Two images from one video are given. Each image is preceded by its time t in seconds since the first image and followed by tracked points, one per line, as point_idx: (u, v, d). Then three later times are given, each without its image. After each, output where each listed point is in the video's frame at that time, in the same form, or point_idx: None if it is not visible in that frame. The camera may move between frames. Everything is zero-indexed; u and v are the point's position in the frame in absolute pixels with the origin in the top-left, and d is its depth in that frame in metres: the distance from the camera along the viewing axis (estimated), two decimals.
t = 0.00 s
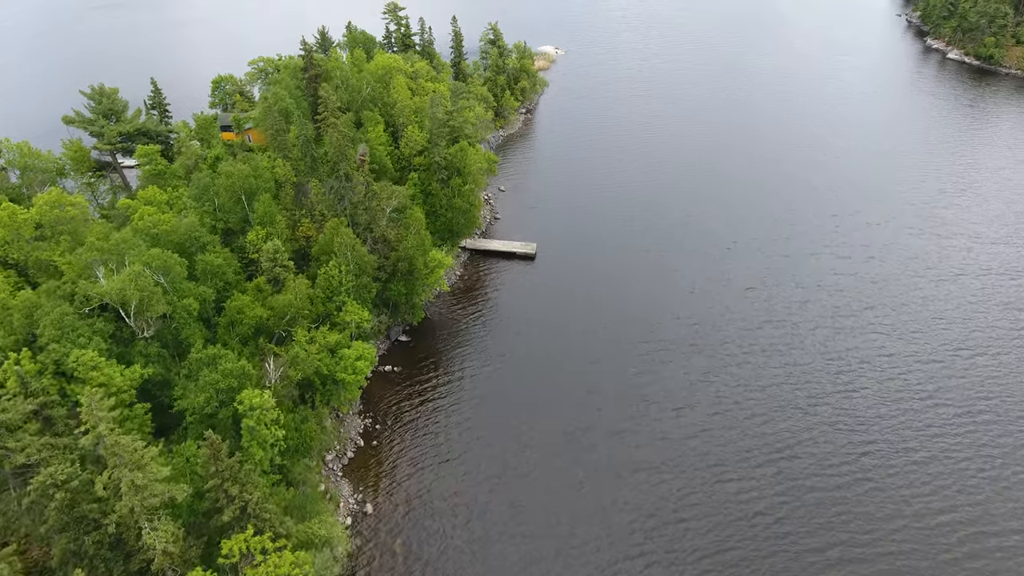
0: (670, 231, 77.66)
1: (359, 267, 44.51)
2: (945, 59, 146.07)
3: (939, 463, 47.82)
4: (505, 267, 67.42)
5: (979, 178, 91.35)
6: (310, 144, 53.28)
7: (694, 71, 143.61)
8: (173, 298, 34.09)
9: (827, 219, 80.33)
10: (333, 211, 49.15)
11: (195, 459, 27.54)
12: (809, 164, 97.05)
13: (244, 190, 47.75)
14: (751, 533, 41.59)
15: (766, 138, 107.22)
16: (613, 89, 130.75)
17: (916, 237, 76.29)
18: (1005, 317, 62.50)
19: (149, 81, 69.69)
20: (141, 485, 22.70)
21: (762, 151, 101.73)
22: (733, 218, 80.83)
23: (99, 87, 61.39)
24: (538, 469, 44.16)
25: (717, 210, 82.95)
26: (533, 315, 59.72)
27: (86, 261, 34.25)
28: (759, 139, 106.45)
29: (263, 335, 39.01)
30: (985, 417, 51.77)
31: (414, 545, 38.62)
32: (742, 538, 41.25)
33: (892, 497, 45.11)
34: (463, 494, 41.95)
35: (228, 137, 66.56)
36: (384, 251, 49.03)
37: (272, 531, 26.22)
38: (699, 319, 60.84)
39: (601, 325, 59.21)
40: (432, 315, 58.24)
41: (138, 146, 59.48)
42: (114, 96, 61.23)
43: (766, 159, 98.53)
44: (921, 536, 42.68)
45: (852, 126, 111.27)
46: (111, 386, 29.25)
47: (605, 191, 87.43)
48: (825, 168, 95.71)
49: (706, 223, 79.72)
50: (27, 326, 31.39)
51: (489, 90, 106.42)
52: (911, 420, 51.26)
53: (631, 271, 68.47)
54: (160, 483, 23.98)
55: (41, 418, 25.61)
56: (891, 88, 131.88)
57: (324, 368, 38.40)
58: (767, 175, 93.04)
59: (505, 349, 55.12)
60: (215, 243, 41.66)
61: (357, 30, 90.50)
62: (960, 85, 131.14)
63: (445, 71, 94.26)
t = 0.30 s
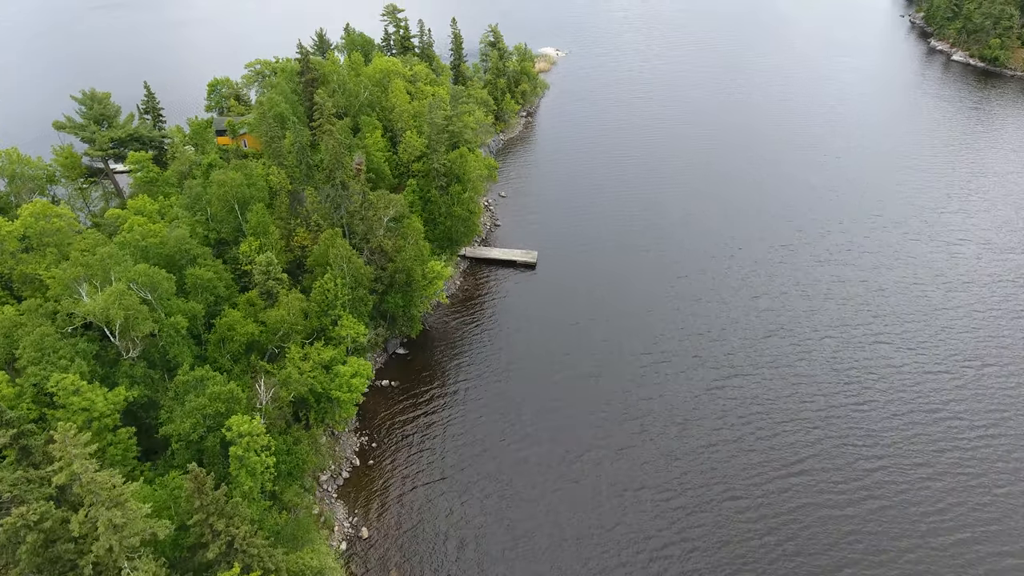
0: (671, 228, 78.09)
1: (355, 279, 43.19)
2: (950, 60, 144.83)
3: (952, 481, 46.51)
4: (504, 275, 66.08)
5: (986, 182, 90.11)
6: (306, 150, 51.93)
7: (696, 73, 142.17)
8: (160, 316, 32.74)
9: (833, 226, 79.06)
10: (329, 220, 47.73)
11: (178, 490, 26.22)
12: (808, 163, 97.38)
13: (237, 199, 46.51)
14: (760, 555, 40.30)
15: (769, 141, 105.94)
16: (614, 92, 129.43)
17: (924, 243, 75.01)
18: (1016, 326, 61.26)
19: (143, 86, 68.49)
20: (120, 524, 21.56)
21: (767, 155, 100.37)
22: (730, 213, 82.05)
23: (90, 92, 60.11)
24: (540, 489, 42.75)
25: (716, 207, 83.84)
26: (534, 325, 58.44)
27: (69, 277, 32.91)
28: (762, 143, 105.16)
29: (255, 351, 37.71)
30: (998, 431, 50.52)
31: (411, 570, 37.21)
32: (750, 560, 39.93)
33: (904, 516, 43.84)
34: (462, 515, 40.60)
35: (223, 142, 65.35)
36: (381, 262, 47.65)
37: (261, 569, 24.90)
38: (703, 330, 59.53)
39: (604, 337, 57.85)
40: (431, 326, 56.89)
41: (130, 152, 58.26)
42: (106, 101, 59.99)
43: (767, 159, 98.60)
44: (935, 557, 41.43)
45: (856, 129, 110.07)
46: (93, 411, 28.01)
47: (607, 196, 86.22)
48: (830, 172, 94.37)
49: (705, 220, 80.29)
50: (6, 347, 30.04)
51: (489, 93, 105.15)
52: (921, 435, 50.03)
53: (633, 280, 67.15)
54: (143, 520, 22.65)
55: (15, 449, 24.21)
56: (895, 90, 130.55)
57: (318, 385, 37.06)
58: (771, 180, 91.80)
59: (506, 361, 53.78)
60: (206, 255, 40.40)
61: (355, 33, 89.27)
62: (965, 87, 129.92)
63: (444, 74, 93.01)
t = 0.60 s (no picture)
0: (676, 228, 78.10)
1: (351, 292, 41.95)
2: (955, 62, 143.63)
3: (966, 499, 45.23)
4: (505, 285, 64.69)
5: (993, 186, 88.88)
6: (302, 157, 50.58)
7: (699, 74, 140.76)
8: (146, 335, 31.46)
9: (839, 232, 77.79)
10: (325, 229, 46.39)
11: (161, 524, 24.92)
12: (813, 166, 96.47)
13: (230, 209, 45.23)
14: None
15: (773, 145, 104.77)
16: (616, 94, 128.11)
17: (932, 250, 73.78)
18: None
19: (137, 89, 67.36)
20: (96, 566, 20.43)
21: (771, 159, 99.07)
22: (734, 212, 82.16)
23: (82, 96, 58.77)
24: (541, 509, 41.41)
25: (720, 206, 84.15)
26: (535, 336, 57.19)
27: (52, 295, 31.61)
28: (766, 147, 103.89)
29: (246, 369, 36.41)
30: (1011, 447, 49.32)
31: None
32: None
33: (916, 536, 42.57)
34: (460, 537, 39.25)
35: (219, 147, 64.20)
36: (378, 273, 46.29)
37: None
38: (709, 341, 58.22)
39: (607, 348, 56.52)
40: (430, 338, 55.51)
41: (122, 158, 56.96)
42: (98, 106, 58.67)
43: (771, 163, 97.36)
44: None
45: (861, 132, 108.91)
46: (73, 438, 26.70)
47: (609, 201, 85.01)
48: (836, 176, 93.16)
49: (709, 219, 80.58)
50: None
51: (489, 96, 103.78)
52: (933, 451, 48.81)
53: (637, 288, 65.83)
54: (119, 561, 21.37)
55: None
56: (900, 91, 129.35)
57: (311, 404, 35.75)
58: (774, 185, 90.75)
59: (506, 374, 52.46)
60: (197, 268, 39.21)
61: (354, 35, 88.00)
62: (970, 89, 128.75)
63: (444, 77, 91.80)
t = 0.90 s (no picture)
0: (675, 228, 78.99)
1: (347, 306, 40.62)
2: (960, 64, 142.34)
3: (981, 519, 43.86)
4: (505, 294, 63.31)
5: (1001, 191, 87.57)
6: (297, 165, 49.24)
7: (702, 75, 139.38)
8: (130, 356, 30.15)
9: (845, 238, 76.44)
10: (321, 239, 44.99)
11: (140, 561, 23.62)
12: (817, 170, 95.22)
13: (222, 219, 43.97)
14: None
15: (776, 148, 103.44)
16: (617, 96, 126.76)
17: (941, 257, 72.44)
18: None
19: (130, 93, 66.16)
20: None
21: (775, 164, 97.73)
22: (734, 214, 82.42)
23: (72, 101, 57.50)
24: (541, 530, 40.06)
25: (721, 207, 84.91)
26: (535, 347, 55.89)
27: (32, 313, 30.30)
28: (770, 150, 102.65)
29: (237, 388, 35.09)
30: None
31: None
32: None
33: (929, 557, 41.28)
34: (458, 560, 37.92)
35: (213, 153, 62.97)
36: (374, 286, 44.85)
37: None
38: (714, 352, 56.88)
39: (610, 359, 55.14)
40: (429, 350, 54.16)
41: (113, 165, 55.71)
42: (89, 111, 57.42)
43: (775, 168, 96.13)
44: None
45: (866, 135, 107.70)
46: (51, 468, 25.36)
47: (611, 207, 83.86)
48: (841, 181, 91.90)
49: (708, 219, 81.32)
50: None
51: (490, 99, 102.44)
52: (944, 467, 47.52)
53: (640, 297, 64.48)
54: None
55: None
56: (905, 93, 128.01)
57: (304, 424, 34.43)
58: (778, 190, 89.49)
59: (506, 387, 51.13)
60: (187, 281, 38.01)
61: (352, 37, 86.75)
62: (976, 91, 127.48)
63: (444, 80, 90.55)
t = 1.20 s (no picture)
0: (674, 228, 78.63)
1: (341, 320, 39.30)
2: (964, 65, 141.03)
3: (998, 541, 42.49)
4: (505, 304, 61.91)
5: (1010, 195, 86.26)
6: (291, 172, 47.83)
7: (703, 76, 138.02)
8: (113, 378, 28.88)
9: (852, 244, 75.11)
10: (315, 249, 43.68)
11: None
12: (823, 174, 93.81)
13: (213, 229, 42.72)
14: None
15: (780, 151, 102.05)
16: (619, 97, 125.37)
17: (950, 263, 71.15)
18: None
19: (123, 98, 64.85)
20: None
21: (780, 167, 96.28)
22: (732, 212, 82.65)
23: (62, 106, 56.21)
24: (543, 552, 38.69)
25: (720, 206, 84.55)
26: (536, 359, 54.53)
27: (10, 335, 28.91)
28: (774, 153, 101.28)
29: (226, 408, 33.75)
30: None
31: None
32: None
33: None
34: None
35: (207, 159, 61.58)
36: (370, 298, 43.32)
37: None
38: (719, 364, 55.57)
39: (613, 371, 53.79)
40: (427, 363, 52.77)
41: (103, 172, 54.42)
42: (79, 117, 56.14)
43: (780, 172, 94.81)
44: None
45: (871, 137, 106.31)
46: (26, 501, 23.93)
47: (613, 212, 82.64)
48: (846, 185, 90.52)
49: (708, 218, 81.07)
50: None
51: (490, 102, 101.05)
52: (957, 483, 46.26)
53: (643, 305, 63.23)
54: None
55: None
56: (909, 94, 126.59)
57: (295, 445, 33.14)
58: (783, 195, 87.99)
59: (506, 401, 49.84)
60: (177, 295, 36.68)
61: (349, 39, 85.46)
62: (981, 92, 126.12)
63: (443, 82, 89.24)
